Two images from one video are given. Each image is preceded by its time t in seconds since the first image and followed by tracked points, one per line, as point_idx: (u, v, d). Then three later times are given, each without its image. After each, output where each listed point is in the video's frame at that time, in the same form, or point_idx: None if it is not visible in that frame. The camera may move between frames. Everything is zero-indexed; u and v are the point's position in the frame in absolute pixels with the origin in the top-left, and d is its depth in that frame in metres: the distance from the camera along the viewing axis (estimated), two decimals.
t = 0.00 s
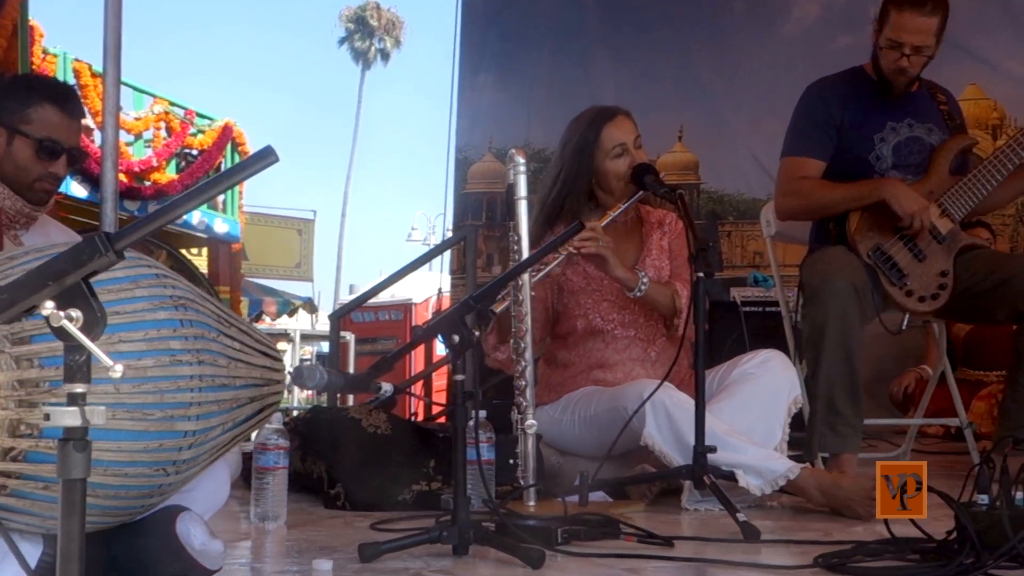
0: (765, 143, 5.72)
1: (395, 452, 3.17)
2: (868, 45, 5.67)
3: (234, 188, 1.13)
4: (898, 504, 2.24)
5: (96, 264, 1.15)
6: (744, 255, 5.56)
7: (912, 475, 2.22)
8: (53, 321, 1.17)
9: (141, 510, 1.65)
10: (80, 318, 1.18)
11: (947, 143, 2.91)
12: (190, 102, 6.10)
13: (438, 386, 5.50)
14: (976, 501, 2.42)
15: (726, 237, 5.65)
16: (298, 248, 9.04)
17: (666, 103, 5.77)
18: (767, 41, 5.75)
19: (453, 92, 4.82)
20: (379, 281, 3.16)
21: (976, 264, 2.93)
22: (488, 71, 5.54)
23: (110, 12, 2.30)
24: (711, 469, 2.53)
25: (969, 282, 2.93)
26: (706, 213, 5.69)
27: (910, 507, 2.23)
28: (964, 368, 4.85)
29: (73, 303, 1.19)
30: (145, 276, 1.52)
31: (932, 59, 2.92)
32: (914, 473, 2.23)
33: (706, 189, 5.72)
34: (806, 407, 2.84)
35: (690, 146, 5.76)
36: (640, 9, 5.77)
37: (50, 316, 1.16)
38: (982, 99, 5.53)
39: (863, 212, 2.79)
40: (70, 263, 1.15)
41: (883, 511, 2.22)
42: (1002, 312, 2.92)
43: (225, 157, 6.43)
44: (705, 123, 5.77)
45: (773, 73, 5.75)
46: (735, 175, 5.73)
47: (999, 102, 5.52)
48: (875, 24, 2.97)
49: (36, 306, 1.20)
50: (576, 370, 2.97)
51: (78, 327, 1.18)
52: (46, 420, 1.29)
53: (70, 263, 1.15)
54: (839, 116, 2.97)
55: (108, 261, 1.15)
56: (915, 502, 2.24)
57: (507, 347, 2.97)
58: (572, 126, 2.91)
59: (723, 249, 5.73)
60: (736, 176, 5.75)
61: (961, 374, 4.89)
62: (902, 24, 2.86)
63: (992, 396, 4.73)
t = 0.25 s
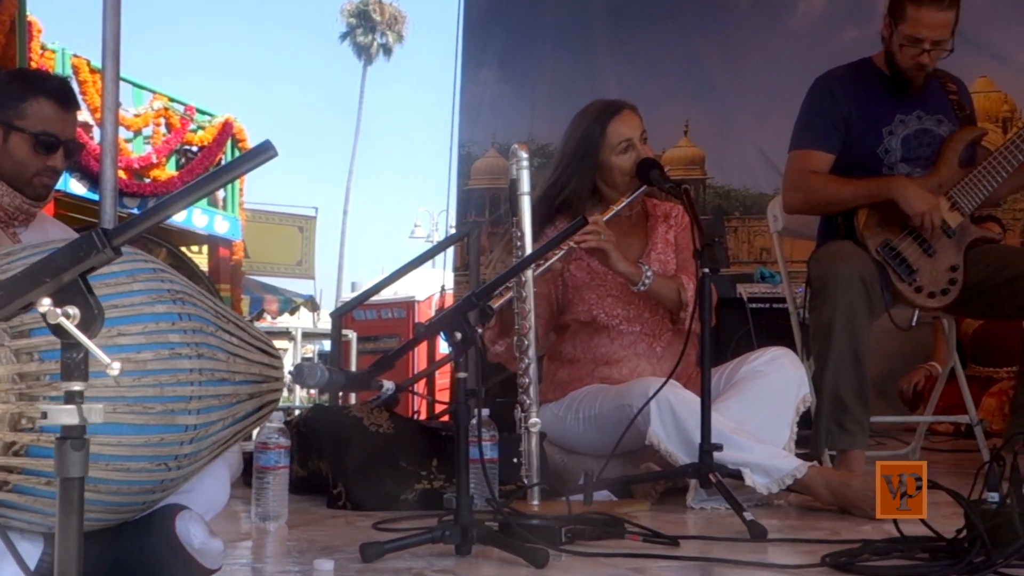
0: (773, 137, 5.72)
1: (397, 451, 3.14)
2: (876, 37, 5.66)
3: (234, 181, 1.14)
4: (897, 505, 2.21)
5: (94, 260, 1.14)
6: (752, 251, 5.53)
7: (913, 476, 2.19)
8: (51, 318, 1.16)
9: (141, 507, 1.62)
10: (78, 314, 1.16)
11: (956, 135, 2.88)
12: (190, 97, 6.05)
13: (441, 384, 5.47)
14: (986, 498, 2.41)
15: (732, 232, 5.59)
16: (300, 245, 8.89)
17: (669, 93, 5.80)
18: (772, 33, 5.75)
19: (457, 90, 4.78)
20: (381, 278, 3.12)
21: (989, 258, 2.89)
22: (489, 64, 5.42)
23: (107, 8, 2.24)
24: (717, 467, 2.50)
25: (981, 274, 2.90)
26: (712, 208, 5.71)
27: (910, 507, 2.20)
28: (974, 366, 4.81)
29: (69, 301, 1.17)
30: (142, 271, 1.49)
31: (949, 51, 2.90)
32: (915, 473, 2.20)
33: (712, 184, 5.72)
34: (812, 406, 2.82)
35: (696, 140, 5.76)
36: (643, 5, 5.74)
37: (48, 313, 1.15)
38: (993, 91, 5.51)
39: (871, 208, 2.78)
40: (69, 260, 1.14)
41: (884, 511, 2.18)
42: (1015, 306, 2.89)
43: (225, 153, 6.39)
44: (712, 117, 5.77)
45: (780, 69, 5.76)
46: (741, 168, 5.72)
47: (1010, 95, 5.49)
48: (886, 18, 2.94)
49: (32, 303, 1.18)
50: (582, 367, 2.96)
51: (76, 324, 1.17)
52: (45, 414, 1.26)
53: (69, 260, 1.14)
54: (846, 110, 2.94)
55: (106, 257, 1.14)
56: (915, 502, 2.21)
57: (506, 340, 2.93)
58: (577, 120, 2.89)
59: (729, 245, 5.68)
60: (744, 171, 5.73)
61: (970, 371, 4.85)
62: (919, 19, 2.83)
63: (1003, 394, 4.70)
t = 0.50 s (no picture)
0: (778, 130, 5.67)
1: (397, 448, 3.12)
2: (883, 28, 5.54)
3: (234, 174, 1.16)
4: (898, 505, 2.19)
5: (90, 256, 1.12)
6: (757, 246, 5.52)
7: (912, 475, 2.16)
8: (47, 314, 1.13)
9: (136, 504, 1.60)
10: (75, 310, 1.14)
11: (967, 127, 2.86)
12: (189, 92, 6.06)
13: (443, 381, 5.45)
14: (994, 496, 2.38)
15: (737, 228, 5.56)
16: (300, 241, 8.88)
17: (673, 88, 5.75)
18: (778, 26, 5.68)
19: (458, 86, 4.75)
20: (382, 274, 3.10)
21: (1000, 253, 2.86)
22: (491, 59, 5.46)
23: None
24: (721, 464, 2.48)
25: (990, 270, 2.87)
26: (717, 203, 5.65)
27: (911, 507, 2.17)
28: (981, 362, 4.78)
29: (66, 297, 1.15)
30: (135, 264, 1.46)
31: (958, 30, 2.92)
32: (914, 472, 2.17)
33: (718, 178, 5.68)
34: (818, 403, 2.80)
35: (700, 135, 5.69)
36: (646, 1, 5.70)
37: (44, 309, 1.12)
38: (1001, 85, 5.51)
39: (881, 202, 2.75)
40: (65, 256, 1.12)
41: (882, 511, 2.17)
42: None
43: (224, 148, 6.37)
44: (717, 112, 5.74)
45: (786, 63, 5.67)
46: (745, 161, 5.66)
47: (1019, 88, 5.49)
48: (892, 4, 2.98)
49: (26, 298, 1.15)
50: (584, 363, 2.92)
51: (72, 321, 1.15)
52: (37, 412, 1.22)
53: (67, 255, 1.12)
54: (855, 98, 2.92)
55: (103, 252, 1.12)
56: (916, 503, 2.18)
57: (510, 342, 2.89)
58: (579, 112, 2.85)
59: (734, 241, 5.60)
60: (748, 164, 5.66)
61: (979, 368, 4.82)
62: None
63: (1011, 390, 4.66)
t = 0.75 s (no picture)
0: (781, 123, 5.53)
1: (396, 445, 3.09)
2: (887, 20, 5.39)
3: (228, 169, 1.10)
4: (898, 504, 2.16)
5: (86, 251, 1.09)
6: (761, 242, 5.38)
7: (912, 475, 2.14)
8: (41, 310, 1.12)
9: (136, 504, 1.57)
10: (70, 306, 1.12)
11: (972, 123, 2.84)
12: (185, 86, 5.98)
13: (442, 378, 5.41)
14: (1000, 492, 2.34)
15: (740, 223, 5.45)
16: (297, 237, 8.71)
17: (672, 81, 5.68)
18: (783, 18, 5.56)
19: (457, 80, 4.71)
20: (380, 271, 3.07)
21: (1004, 249, 2.82)
22: (491, 50, 5.38)
23: None
24: (725, 462, 2.46)
25: (995, 266, 2.84)
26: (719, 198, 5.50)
27: (910, 507, 2.14)
28: (986, 358, 4.73)
29: (60, 291, 1.13)
30: (135, 261, 1.42)
31: (959, 29, 2.87)
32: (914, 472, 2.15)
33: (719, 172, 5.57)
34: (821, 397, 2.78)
35: (702, 127, 5.63)
36: None
37: (39, 305, 1.11)
38: (1009, 76, 5.19)
39: (883, 199, 2.73)
40: (58, 251, 1.09)
41: (883, 511, 2.11)
42: None
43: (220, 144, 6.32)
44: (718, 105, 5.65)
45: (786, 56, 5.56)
46: (747, 155, 5.54)
47: None
48: None
49: (20, 293, 1.14)
50: (584, 359, 2.89)
51: (68, 316, 1.13)
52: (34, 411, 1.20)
53: (59, 250, 1.09)
54: (859, 95, 2.90)
55: (99, 247, 1.10)
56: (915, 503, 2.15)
57: (506, 330, 2.89)
58: (579, 103, 2.82)
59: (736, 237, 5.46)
60: (749, 157, 5.55)
61: (983, 363, 4.78)
62: None
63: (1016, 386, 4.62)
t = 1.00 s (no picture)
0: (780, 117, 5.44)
1: (392, 442, 3.06)
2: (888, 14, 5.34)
3: (222, 162, 1.15)
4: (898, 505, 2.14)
5: (78, 246, 1.12)
6: (760, 237, 5.36)
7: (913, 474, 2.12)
8: (33, 306, 1.14)
9: (128, 501, 1.58)
10: (61, 301, 1.14)
11: (973, 116, 2.81)
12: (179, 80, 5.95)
13: (439, 375, 5.38)
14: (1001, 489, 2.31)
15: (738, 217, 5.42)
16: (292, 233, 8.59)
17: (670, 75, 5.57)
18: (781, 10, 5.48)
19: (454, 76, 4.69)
20: (376, 267, 3.04)
21: (1005, 243, 2.82)
22: (489, 44, 5.35)
23: None
24: (724, 459, 2.44)
25: (996, 260, 2.84)
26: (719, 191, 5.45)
27: (911, 507, 2.12)
28: (989, 353, 4.70)
29: (53, 286, 1.15)
30: (127, 257, 1.45)
31: (963, 33, 2.83)
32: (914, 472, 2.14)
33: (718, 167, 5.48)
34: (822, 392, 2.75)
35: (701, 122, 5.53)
36: None
37: (31, 300, 1.13)
38: (1010, 70, 5.14)
39: (885, 190, 2.70)
40: (50, 245, 1.11)
41: (884, 511, 2.09)
42: None
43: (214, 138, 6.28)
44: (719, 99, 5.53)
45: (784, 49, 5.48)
46: (746, 150, 5.48)
47: None
48: None
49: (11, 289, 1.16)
50: (581, 355, 2.87)
51: (59, 312, 1.15)
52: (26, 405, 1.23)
53: (51, 245, 1.11)
54: (858, 88, 2.88)
55: (89, 242, 1.12)
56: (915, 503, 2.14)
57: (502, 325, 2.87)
58: (576, 98, 2.80)
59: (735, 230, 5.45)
60: (747, 150, 5.49)
61: (986, 359, 4.75)
62: None
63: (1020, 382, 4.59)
